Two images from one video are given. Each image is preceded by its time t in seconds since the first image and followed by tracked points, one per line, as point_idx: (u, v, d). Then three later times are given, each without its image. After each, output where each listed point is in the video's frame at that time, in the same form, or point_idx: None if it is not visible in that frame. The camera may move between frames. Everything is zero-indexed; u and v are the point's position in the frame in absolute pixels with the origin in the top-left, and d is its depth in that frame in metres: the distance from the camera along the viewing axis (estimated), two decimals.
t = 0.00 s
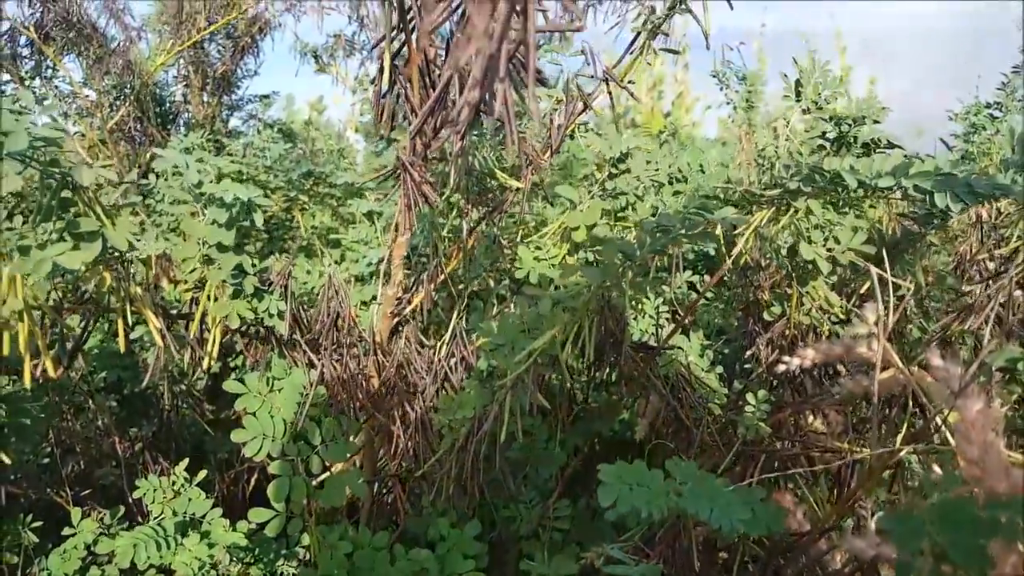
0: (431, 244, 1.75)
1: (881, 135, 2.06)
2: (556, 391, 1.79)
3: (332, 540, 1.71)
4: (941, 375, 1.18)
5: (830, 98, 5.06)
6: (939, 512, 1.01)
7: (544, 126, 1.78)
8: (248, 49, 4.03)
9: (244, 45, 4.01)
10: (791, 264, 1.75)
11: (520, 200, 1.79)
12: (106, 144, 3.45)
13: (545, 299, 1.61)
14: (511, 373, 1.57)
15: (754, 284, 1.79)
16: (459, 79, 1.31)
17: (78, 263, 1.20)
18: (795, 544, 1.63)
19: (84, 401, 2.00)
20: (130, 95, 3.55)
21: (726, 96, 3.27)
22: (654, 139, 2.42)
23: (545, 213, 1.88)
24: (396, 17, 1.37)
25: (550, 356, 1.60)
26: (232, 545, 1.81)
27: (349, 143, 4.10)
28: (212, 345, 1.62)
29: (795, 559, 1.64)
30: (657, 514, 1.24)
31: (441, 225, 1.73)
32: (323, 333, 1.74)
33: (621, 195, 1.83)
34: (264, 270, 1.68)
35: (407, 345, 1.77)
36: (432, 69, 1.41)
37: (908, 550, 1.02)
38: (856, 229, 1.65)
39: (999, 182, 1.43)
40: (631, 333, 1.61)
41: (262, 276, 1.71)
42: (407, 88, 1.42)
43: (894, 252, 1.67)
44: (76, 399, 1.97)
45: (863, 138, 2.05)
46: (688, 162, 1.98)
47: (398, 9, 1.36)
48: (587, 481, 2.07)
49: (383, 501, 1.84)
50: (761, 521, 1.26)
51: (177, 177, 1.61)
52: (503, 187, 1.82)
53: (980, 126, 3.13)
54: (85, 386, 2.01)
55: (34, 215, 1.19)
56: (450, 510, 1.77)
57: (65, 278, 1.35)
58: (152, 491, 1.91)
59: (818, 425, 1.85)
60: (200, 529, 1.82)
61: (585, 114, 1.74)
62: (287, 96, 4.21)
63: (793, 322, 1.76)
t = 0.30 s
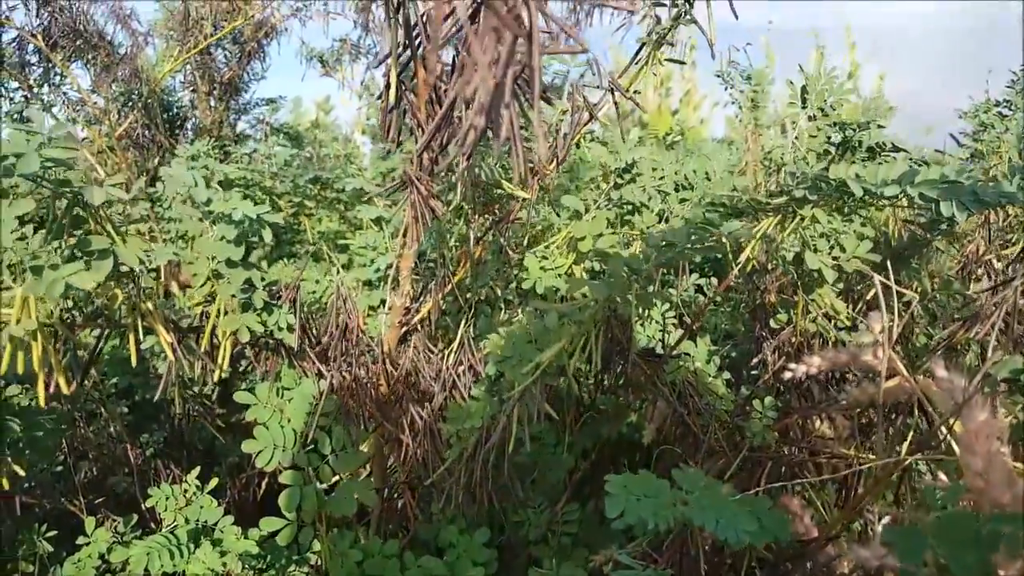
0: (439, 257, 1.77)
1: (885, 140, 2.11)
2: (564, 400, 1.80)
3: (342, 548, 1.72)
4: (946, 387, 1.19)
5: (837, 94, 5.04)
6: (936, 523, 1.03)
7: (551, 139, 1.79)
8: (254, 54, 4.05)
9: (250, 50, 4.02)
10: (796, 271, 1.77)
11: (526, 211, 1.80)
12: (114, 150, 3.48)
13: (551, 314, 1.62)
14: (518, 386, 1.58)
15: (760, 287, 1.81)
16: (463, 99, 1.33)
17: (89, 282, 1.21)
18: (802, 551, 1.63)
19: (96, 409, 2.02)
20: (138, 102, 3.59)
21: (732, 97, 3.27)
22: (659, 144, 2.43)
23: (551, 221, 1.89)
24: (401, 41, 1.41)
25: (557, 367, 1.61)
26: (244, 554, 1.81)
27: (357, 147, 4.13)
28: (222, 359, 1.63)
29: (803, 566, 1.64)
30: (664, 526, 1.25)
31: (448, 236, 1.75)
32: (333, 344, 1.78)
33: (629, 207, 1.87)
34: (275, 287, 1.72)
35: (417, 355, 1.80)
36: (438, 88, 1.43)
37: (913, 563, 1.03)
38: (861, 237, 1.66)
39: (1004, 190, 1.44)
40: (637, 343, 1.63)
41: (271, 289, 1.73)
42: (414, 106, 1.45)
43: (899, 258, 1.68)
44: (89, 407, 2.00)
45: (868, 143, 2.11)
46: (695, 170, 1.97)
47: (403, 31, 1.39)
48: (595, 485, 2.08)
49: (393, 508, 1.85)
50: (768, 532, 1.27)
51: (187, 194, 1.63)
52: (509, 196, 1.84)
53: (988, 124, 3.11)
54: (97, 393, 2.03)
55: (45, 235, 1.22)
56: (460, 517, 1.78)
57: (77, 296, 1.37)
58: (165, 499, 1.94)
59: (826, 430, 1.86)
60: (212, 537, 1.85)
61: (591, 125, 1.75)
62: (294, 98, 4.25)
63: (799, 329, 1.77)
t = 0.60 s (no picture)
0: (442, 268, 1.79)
1: (889, 141, 2.12)
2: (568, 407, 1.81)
3: (349, 555, 1.73)
4: (946, 397, 1.20)
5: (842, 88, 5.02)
6: (940, 536, 1.04)
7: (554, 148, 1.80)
8: (257, 56, 4.05)
9: (254, 52, 4.02)
10: (798, 277, 1.76)
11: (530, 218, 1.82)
12: (118, 154, 3.49)
13: (553, 325, 1.62)
14: (522, 397, 1.59)
15: (762, 290, 1.82)
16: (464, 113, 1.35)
17: (95, 298, 1.21)
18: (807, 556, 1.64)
19: (104, 415, 2.04)
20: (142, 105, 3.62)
21: (735, 95, 3.27)
22: (662, 144, 2.43)
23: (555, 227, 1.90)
24: (403, 56, 1.41)
25: (561, 375, 1.63)
26: (252, 560, 1.81)
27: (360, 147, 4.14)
28: (227, 370, 1.64)
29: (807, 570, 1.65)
30: (669, 536, 1.26)
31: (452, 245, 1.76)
32: (337, 352, 1.78)
33: (632, 216, 1.89)
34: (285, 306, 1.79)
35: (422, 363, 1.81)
36: (441, 102, 1.43)
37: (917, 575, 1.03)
38: (863, 243, 1.67)
39: (1007, 195, 1.44)
40: (641, 351, 1.63)
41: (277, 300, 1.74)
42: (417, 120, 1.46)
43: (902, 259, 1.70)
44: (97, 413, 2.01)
45: (871, 145, 2.11)
46: (699, 172, 1.97)
47: (405, 47, 1.40)
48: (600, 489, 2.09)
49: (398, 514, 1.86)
50: (772, 541, 1.27)
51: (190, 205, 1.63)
52: (512, 203, 1.85)
53: (991, 120, 3.10)
54: (104, 398, 2.05)
55: (51, 251, 1.22)
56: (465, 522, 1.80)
57: (83, 310, 1.37)
58: (174, 506, 1.96)
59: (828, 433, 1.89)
60: (220, 543, 1.86)
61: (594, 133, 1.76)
62: (298, 98, 4.27)
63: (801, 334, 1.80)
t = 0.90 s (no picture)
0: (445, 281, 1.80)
1: (893, 157, 2.16)
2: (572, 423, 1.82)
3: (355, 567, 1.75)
4: (948, 423, 1.22)
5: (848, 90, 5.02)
6: (941, 566, 1.08)
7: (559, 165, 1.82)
8: (264, 62, 4.07)
9: (261, 57, 4.03)
10: (803, 296, 1.80)
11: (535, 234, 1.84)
12: (126, 159, 3.51)
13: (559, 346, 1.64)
14: (528, 415, 1.60)
15: (768, 306, 1.82)
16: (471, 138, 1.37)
17: (108, 321, 1.22)
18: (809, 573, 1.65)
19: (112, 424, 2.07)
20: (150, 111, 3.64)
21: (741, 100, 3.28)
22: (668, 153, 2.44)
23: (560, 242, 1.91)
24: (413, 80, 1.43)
25: (567, 392, 1.64)
26: (258, 571, 1.84)
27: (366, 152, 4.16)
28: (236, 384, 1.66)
29: None
30: (672, 557, 1.27)
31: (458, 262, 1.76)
32: (343, 366, 1.80)
33: (637, 231, 1.91)
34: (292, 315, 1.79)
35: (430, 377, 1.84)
36: (448, 124, 1.45)
37: None
38: (867, 263, 1.68)
39: (1010, 217, 1.44)
40: (646, 369, 1.65)
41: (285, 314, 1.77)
42: (425, 142, 1.48)
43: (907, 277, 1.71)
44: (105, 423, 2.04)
45: (877, 160, 2.16)
46: (705, 186, 1.99)
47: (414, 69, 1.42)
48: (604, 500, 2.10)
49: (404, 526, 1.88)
50: (774, 563, 1.28)
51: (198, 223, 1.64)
52: (518, 219, 1.86)
53: (997, 129, 3.10)
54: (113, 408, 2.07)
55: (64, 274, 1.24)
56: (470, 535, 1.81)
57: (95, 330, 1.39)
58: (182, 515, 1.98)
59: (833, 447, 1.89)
60: (226, 554, 1.88)
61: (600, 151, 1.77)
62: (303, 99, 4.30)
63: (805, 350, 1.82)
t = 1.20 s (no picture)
0: (454, 295, 1.82)
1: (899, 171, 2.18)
2: (581, 435, 1.81)
3: None
4: (951, 446, 1.24)
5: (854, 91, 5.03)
6: None
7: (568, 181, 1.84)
8: (271, 67, 4.10)
9: (269, 61, 4.05)
10: (809, 316, 1.80)
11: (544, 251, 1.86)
12: (135, 163, 3.55)
13: (570, 368, 1.68)
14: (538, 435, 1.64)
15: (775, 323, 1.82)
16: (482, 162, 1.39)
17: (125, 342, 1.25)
18: None
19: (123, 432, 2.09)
20: (158, 115, 3.67)
21: (747, 105, 3.29)
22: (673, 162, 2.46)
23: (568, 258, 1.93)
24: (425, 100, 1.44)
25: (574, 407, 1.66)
26: None
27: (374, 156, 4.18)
28: (249, 398, 1.69)
29: None
30: None
31: (467, 276, 1.78)
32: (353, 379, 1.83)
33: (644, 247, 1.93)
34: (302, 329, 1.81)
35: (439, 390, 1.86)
36: (459, 144, 1.46)
37: None
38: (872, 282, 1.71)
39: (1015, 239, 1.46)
40: (653, 384, 1.67)
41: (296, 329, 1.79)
42: (437, 162, 1.49)
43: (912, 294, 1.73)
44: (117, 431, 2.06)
45: (883, 174, 2.17)
46: (710, 201, 2.02)
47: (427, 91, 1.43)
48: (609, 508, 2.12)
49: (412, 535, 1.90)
50: None
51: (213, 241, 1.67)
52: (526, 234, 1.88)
53: (1003, 136, 3.11)
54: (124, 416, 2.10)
55: (80, 295, 1.25)
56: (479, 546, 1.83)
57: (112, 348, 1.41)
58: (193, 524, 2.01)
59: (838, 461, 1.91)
60: (236, 563, 1.89)
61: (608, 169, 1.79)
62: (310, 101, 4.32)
63: (811, 366, 1.84)
